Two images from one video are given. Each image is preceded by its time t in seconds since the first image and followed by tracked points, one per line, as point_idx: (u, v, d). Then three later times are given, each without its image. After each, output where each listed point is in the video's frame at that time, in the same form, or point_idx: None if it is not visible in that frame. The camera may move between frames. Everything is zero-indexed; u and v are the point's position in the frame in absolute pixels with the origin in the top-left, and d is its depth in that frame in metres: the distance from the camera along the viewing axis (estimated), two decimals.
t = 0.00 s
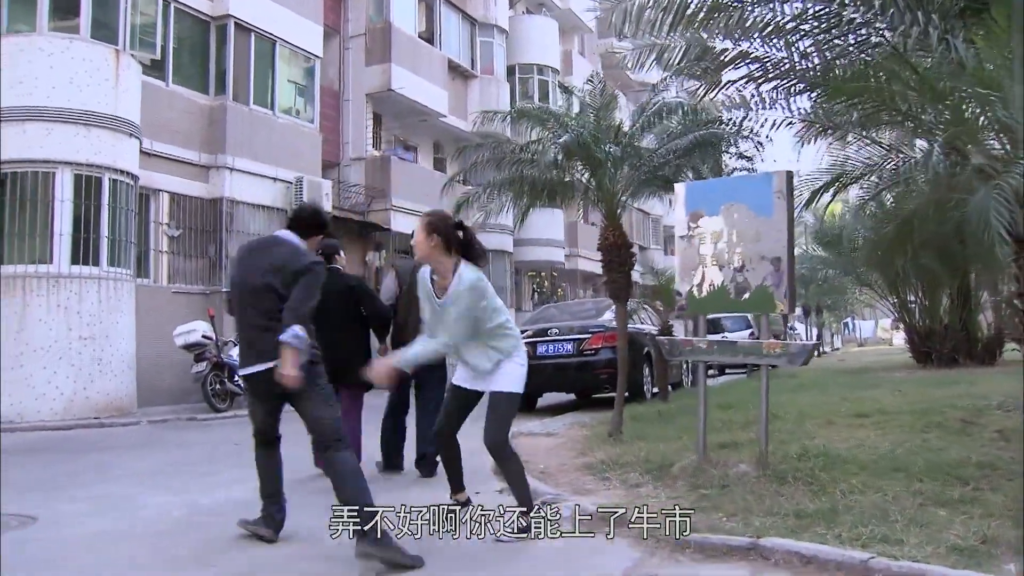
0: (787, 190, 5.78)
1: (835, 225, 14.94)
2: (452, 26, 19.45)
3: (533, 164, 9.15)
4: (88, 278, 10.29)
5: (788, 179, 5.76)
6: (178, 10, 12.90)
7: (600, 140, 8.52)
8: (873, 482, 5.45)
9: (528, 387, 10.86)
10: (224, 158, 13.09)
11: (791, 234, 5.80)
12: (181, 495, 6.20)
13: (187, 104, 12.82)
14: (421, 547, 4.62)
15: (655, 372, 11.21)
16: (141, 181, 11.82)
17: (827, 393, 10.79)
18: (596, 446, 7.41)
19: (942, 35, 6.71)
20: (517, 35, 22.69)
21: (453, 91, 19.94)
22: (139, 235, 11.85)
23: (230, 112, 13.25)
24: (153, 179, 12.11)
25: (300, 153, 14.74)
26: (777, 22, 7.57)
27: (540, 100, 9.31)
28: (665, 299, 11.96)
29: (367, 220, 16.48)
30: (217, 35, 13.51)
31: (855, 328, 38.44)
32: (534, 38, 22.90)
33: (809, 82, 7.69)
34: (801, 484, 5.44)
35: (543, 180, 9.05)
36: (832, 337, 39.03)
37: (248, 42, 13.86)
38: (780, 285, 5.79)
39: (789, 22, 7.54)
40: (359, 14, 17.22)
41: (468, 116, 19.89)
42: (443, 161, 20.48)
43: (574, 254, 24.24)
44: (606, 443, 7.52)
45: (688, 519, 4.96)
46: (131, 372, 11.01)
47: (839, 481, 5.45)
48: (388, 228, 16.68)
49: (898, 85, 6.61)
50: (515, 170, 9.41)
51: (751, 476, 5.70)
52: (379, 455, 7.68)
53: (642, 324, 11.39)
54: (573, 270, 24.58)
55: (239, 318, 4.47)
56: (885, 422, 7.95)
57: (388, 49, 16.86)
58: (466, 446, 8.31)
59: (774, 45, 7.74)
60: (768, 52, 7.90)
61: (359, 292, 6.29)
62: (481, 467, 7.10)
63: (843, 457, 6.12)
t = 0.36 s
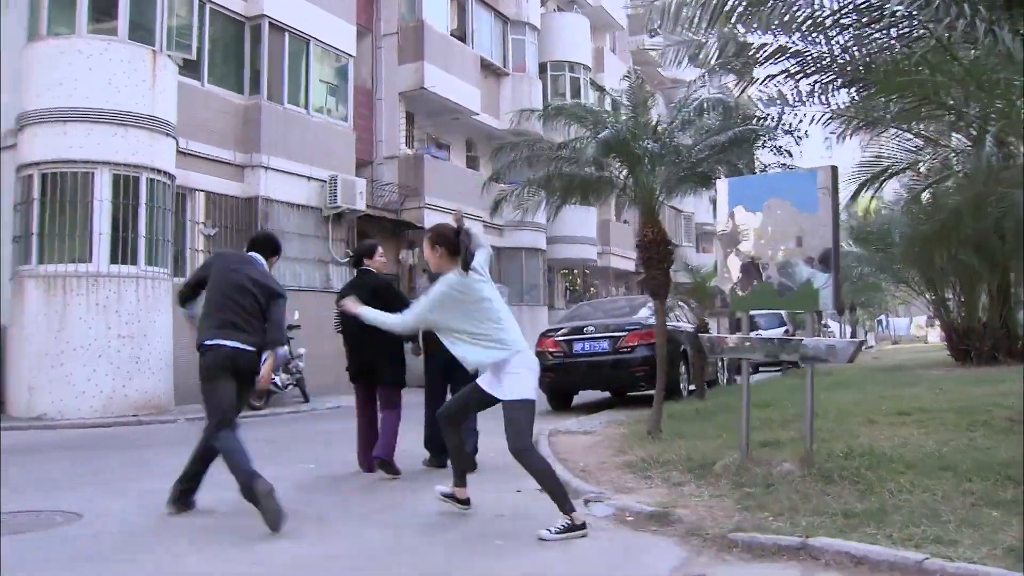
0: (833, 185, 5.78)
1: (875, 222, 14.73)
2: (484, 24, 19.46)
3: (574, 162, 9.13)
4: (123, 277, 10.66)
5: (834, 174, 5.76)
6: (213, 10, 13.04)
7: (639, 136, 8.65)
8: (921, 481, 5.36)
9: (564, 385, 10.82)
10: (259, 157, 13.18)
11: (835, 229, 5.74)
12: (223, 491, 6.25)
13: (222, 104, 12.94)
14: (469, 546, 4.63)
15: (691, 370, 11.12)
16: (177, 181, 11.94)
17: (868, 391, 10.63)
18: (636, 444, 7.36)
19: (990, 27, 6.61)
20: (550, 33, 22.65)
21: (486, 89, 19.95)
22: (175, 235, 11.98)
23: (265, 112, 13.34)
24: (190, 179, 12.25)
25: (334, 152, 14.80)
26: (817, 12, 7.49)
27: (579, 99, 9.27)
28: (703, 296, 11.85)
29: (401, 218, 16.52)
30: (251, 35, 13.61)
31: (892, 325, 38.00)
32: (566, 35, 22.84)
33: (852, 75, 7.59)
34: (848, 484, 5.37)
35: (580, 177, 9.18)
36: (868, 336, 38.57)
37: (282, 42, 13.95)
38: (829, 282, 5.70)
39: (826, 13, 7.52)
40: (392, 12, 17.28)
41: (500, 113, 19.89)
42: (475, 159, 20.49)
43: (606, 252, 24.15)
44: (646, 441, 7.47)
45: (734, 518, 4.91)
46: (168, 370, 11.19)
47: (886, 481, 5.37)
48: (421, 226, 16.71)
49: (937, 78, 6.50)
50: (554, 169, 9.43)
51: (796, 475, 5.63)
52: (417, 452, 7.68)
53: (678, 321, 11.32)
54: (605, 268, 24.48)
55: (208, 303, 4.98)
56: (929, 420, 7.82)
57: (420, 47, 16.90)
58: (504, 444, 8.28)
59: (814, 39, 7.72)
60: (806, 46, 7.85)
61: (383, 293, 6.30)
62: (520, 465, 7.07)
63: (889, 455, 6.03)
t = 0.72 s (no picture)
0: (869, 182, 5.67)
1: (906, 220, 14.54)
2: (510, 23, 19.46)
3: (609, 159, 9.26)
4: (152, 277, 10.72)
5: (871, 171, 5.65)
6: (241, 11, 13.13)
7: (671, 135, 8.56)
8: (962, 482, 5.26)
9: (592, 384, 10.78)
10: (287, 157, 13.24)
11: (873, 226, 5.65)
12: (256, 490, 6.27)
13: (250, 105, 13.02)
14: (507, 545, 4.62)
15: (720, 369, 11.03)
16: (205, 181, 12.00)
17: (902, 391, 10.47)
18: (668, 444, 7.31)
19: None
20: (575, 33, 22.61)
21: (511, 88, 19.95)
22: (203, 234, 12.05)
23: (292, 112, 13.40)
24: (218, 179, 12.31)
25: (361, 151, 14.84)
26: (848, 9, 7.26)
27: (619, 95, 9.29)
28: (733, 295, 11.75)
29: (427, 217, 16.52)
30: (278, 35, 13.69)
31: (922, 325, 37.55)
32: (591, 34, 22.78)
33: (888, 72, 7.57)
34: (886, 485, 5.29)
35: (614, 175, 9.30)
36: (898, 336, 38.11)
37: (309, 42, 14.01)
38: (865, 279, 5.62)
39: (860, 12, 7.25)
40: (417, 11, 17.36)
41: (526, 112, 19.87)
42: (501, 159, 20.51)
43: (632, 251, 24.06)
44: (678, 440, 7.41)
45: (772, 519, 4.85)
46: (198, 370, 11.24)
47: (926, 482, 5.27)
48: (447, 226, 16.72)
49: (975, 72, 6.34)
50: (587, 167, 9.51)
51: (833, 476, 5.56)
52: (449, 451, 7.68)
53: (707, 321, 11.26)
54: (631, 267, 24.38)
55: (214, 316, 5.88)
56: (967, 420, 7.69)
57: (446, 46, 16.92)
58: (534, 444, 8.27)
59: (846, 35, 7.51)
60: (839, 43, 7.70)
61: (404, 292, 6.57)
62: (551, 464, 7.04)
63: (928, 456, 5.93)
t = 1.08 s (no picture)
0: (886, 182, 5.61)
1: (917, 220, 14.49)
2: (519, 23, 19.46)
3: (620, 159, 9.24)
4: (163, 277, 10.74)
5: (887, 170, 5.61)
6: (251, 12, 13.15)
7: (684, 134, 8.53)
8: (980, 482, 5.23)
9: (603, 384, 10.75)
10: (297, 157, 13.24)
11: (891, 226, 5.59)
12: (270, 490, 6.27)
13: (261, 105, 13.04)
14: (523, 545, 4.61)
15: (732, 369, 10.99)
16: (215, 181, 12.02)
17: (915, 391, 10.41)
18: (682, 444, 7.29)
19: None
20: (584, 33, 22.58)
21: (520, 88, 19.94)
22: (214, 234, 12.06)
23: (302, 112, 13.40)
24: (228, 179, 12.31)
25: (370, 151, 14.84)
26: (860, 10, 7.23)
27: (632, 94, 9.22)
28: (745, 295, 11.71)
29: (437, 217, 16.50)
30: (288, 35, 13.71)
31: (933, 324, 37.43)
32: (600, 33, 22.74)
33: (900, 71, 7.50)
34: (903, 486, 5.25)
35: (625, 175, 9.25)
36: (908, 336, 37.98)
37: (318, 42, 14.02)
38: (881, 279, 5.58)
39: (873, 11, 7.23)
40: (426, 11, 17.37)
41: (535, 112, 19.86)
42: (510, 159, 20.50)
43: (641, 251, 24.02)
44: (691, 440, 7.39)
45: (788, 520, 4.82)
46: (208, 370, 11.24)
47: (943, 483, 5.23)
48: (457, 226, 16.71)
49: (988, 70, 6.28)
50: (599, 168, 9.49)
51: (850, 476, 5.52)
52: (460, 451, 7.68)
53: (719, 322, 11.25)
54: (640, 267, 24.33)
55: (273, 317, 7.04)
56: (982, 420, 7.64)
57: (455, 46, 16.92)
58: (546, 444, 8.26)
59: (858, 34, 7.49)
60: (853, 43, 7.63)
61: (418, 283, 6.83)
62: (564, 465, 7.03)
63: (945, 456, 5.90)
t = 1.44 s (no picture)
0: (898, 183, 5.58)
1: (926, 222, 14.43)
2: (525, 25, 19.48)
3: (628, 160, 9.25)
4: (170, 278, 10.77)
5: (900, 171, 5.58)
6: (258, 14, 13.19)
7: (693, 136, 8.54)
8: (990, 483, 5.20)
9: (611, 386, 10.73)
10: (304, 159, 13.26)
11: (903, 227, 5.57)
12: (279, 492, 6.26)
13: (268, 106, 13.06)
14: (535, 548, 4.59)
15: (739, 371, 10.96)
16: (223, 183, 12.03)
17: (924, 393, 10.37)
18: (691, 446, 7.28)
19: None
20: (590, 35, 22.61)
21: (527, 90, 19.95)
22: (221, 236, 12.07)
23: (309, 113, 13.42)
24: (234, 181, 12.31)
25: (377, 153, 14.85)
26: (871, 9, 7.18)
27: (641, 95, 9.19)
28: (753, 297, 11.68)
29: (444, 219, 16.50)
30: (295, 38, 13.73)
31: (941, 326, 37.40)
32: (607, 35, 22.74)
33: (905, 70, 7.47)
34: (916, 489, 5.22)
35: (634, 176, 9.30)
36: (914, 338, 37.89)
37: (325, 44, 14.04)
38: (893, 279, 5.55)
39: (883, 11, 7.17)
40: (432, 12, 17.39)
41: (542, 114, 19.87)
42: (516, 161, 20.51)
43: (648, 253, 24.02)
44: (700, 443, 7.37)
45: (801, 523, 4.80)
46: (215, 372, 11.24)
47: (957, 486, 5.19)
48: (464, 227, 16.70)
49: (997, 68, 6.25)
50: (608, 169, 9.48)
51: (861, 478, 5.50)
52: (467, 454, 7.65)
53: (728, 324, 11.38)
54: (647, 268, 24.31)
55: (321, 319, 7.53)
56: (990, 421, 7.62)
57: (462, 48, 16.93)
58: (556, 446, 8.24)
59: (867, 34, 7.45)
60: (862, 44, 7.60)
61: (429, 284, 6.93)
62: (574, 467, 7.01)
63: (956, 457, 5.87)
